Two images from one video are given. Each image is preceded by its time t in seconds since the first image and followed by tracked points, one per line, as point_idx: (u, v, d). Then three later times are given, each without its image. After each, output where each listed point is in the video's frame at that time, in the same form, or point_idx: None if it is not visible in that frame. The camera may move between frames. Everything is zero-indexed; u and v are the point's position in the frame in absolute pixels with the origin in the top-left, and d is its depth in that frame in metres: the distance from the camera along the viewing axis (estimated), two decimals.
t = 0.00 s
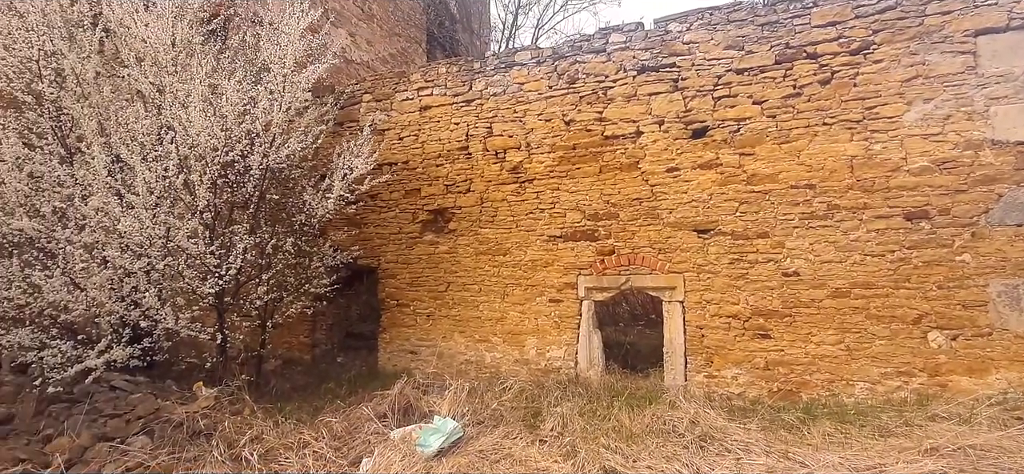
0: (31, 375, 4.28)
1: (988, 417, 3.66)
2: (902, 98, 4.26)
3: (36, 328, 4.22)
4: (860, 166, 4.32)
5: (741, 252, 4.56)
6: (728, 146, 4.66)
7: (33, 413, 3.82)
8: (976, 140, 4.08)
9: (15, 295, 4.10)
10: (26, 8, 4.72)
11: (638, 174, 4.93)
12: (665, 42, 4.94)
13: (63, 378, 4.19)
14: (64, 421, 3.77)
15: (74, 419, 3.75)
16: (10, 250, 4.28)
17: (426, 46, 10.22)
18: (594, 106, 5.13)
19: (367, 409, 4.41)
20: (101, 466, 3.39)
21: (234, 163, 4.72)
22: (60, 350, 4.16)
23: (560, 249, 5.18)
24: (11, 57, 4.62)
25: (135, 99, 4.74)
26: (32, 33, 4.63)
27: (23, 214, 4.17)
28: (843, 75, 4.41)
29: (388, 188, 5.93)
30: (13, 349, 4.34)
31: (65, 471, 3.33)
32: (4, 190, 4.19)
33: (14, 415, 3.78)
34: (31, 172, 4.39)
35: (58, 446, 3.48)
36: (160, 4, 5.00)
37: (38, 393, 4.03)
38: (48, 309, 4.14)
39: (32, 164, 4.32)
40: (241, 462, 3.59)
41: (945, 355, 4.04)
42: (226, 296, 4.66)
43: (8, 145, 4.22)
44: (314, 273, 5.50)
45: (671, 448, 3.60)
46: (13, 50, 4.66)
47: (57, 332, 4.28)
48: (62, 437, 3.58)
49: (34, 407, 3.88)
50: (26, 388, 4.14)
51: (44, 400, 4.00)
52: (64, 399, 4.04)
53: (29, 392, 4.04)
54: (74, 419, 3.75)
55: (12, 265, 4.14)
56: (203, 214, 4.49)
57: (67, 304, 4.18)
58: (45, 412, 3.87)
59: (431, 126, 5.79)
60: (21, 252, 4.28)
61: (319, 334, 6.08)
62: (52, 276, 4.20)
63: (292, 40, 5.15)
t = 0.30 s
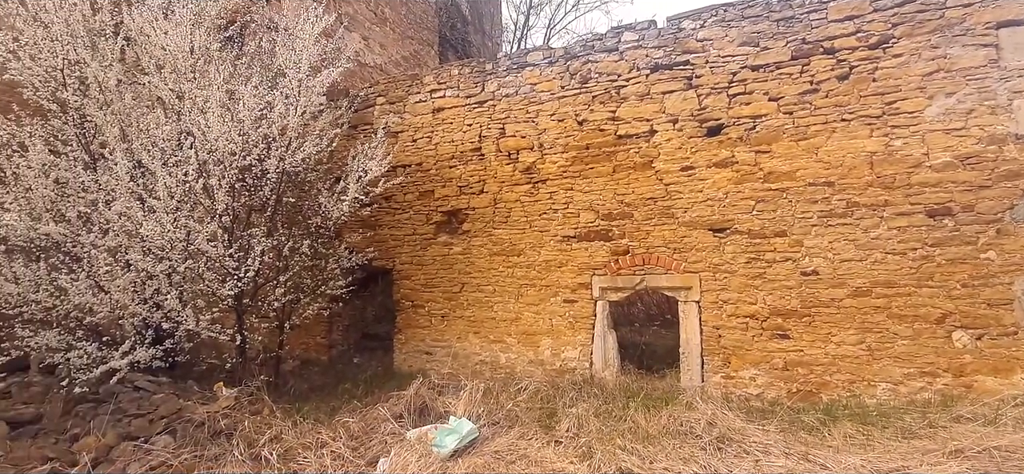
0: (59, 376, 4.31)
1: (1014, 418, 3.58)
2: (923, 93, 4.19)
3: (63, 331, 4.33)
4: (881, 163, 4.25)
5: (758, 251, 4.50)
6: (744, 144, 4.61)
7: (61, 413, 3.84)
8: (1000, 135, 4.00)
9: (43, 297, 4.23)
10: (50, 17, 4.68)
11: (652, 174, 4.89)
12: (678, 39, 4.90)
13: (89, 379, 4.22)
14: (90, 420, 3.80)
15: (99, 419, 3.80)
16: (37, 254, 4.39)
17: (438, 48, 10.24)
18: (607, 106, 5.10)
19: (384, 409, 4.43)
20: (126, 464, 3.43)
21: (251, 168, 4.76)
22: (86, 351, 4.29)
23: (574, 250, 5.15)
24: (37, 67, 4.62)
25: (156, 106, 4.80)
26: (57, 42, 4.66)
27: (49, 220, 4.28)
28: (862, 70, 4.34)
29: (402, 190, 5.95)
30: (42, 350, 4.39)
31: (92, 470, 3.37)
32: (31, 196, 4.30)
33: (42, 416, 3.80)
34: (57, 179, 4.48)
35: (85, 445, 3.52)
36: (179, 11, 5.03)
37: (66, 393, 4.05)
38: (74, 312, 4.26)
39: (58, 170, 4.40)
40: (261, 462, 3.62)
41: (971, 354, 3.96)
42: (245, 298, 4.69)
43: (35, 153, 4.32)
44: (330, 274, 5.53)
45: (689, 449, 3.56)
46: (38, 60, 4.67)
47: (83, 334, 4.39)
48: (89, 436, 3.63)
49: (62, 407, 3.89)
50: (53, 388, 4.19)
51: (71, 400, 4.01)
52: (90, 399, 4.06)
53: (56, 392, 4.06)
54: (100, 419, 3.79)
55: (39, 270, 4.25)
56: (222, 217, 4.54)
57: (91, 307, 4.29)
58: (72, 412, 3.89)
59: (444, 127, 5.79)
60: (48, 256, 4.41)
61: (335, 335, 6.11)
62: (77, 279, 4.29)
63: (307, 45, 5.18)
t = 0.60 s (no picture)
0: (89, 375, 4.44)
1: None
2: (950, 87, 4.09)
3: (93, 331, 4.44)
4: (906, 159, 4.16)
5: (779, 250, 4.44)
6: (764, 142, 4.54)
7: (92, 410, 3.96)
8: None
9: (74, 298, 4.33)
10: (80, 27, 4.77)
11: (670, 173, 4.83)
12: (696, 36, 4.84)
13: (118, 378, 4.34)
14: (120, 417, 3.90)
15: (128, 416, 3.88)
16: (69, 257, 4.49)
17: (454, 50, 10.26)
18: (623, 105, 5.06)
19: (403, 409, 4.44)
20: (154, 460, 3.51)
21: (272, 171, 4.79)
22: (115, 351, 4.37)
23: (591, 250, 5.12)
24: (67, 75, 4.69)
25: (181, 111, 4.85)
26: (86, 52, 4.74)
27: (80, 223, 4.37)
28: (886, 65, 4.25)
29: (419, 192, 5.96)
30: (73, 349, 4.54)
31: (122, 466, 3.46)
32: (62, 201, 4.40)
33: (75, 413, 3.93)
34: (87, 183, 4.57)
35: (116, 441, 3.60)
36: (202, 18, 5.09)
37: (96, 392, 4.17)
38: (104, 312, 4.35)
39: (88, 175, 4.50)
40: (283, 459, 3.66)
41: (1001, 355, 3.86)
42: (267, 298, 4.73)
43: (66, 159, 4.42)
44: (349, 275, 5.57)
45: (709, 451, 3.51)
46: (68, 68, 4.74)
47: (113, 334, 4.49)
48: (118, 433, 3.70)
49: (93, 404, 4.01)
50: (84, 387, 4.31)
51: (101, 398, 4.13)
52: (119, 397, 4.18)
53: (88, 391, 4.18)
54: (129, 416, 3.88)
55: (70, 272, 4.35)
56: (244, 220, 4.58)
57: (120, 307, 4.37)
58: (103, 410, 4.01)
59: (460, 129, 5.79)
60: (79, 258, 4.51)
61: (354, 335, 6.14)
62: (107, 281, 4.39)
63: (325, 49, 5.22)
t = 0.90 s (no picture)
0: (123, 373, 4.54)
1: None
2: (983, 80, 3.97)
3: (127, 329, 4.56)
4: (938, 154, 4.05)
5: (805, 249, 4.35)
6: (789, 138, 4.46)
7: (127, 406, 4.04)
8: None
9: (108, 298, 4.44)
10: (112, 36, 4.92)
11: (691, 171, 4.77)
12: (717, 32, 4.77)
13: (151, 374, 4.43)
14: (153, 414, 3.98)
15: (160, 412, 3.97)
16: (103, 259, 4.59)
17: (472, 51, 10.28)
18: (643, 103, 5.00)
19: (424, 408, 4.45)
20: (185, 456, 3.58)
21: (295, 173, 4.83)
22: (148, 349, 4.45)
23: (611, 250, 5.07)
24: (100, 82, 4.83)
25: (208, 116, 4.93)
26: (118, 60, 4.89)
27: (114, 225, 4.47)
28: (915, 58, 4.14)
29: (439, 192, 5.97)
30: (107, 347, 4.68)
31: (155, 461, 3.51)
32: (97, 204, 4.51)
33: (110, 408, 4.00)
34: (120, 187, 4.67)
35: (149, 437, 3.66)
36: (227, 24, 5.17)
37: (130, 388, 4.24)
38: (137, 312, 4.42)
39: (120, 179, 4.59)
40: (308, 456, 3.71)
41: None
42: (291, 298, 4.77)
43: (100, 164, 4.54)
44: (370, 275, 5.59)
45: (733, 454, 3.45)
46: (101, 76, 4.90)
47: (145, 333, 4.59)
48: (151, 429, 3.78)
49: (127, 400, 4.08)
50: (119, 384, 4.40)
51: (135, 394, 4.21)
52: (152, 394, 4.25)
53: (122, 387, 4.27)
54: (161, 412, 3.97)
55: (105, 274, 4.46)
56: (269, 221, 4.63)
57: (152, 307, 4.40)
58: (137, 406, 4.08)
59: (479, 129, 5.78)
60: (113, 260, 4.62)
61: (376, 334, 6.17)
62: (139, 281, 4.45)
63: (346, 52, 5.26)
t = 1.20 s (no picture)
0: (149, 371, 4.69)
1: None
2: (1012, 73, 3.86)
3: (153, 329, 4.68)
4: (966, 150, 3.94)
5: (828, 248, 4.27)
6: (810, 135, 4.38)
7: (153, 404, 4.14)
8: None
9: (135, 298, 4.52)
10: (137, 43, 5.04)
11: (710, 169, 4.71)
12: (736, 28, 4.71)
13: (177, 373, 4.57)
14: (179, 411, 4.07)
15: (185, 410, 4.05)
16: (131, 260, 4.69)
17: (487, 51, 10.27)
18: (660, 101, 4.95)
19: (442, 408, 4.44)
20: (209, 452, 3.63)
21: (314, 175, 4.86)
22: (173, 348, 4.55)
23: (628, 250, 5.03)
24: (127, 88, 4.95)
25: (230, 120, 4.99)
26: (143, 66, 5.00)
27: (140, 228, 4.55)
28: (941, 51, 4.04)
29: (455, 193, 5.97)
30: (135, 346, 4.87)
31: (181, 456, 3.58)
32: (124, 207, 4.60)
33: (138, 405, 4.10)
34: (146, 190, 4.77)
35: (175, 434, 3.73)
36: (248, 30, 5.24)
37: (157, 386, 4.36)
38: (163, 311, 4.55)
39: (146, 182, 4.69)
40: (328, 454, 3.73)
41: None
42: (311, 298, 4.80)
43: (127, 168, 4.63)
44: (388, 275, 5.60)
45: (754, 457, 3.40)
46: (127, 83, 5.02)
47: (171, 332, 4.68)
48: (177, 426, 3.85)
49: (153, 398, 4.19)
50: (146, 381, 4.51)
51: (161, 392, 4.33)
52: (177, 391, 4.36)
53: (149, 385, 4.38)
54: (186, 409, 4.05)
55: (132, 275, 4.56)
56: (289, 223, 4.66)
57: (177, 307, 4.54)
58: (163, 404, 4.19)
59: (494, 130, 5.77)
60: (139, 261, 4.71)
61: (394, 334, 6.19)
62: (165, 282, 4.54)
63: (363, 55, 5.28)
